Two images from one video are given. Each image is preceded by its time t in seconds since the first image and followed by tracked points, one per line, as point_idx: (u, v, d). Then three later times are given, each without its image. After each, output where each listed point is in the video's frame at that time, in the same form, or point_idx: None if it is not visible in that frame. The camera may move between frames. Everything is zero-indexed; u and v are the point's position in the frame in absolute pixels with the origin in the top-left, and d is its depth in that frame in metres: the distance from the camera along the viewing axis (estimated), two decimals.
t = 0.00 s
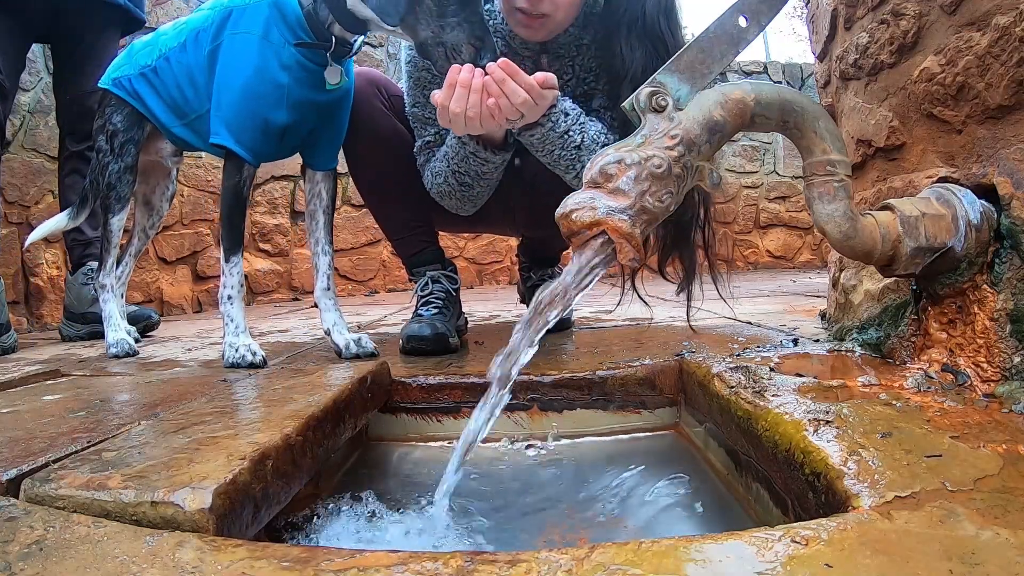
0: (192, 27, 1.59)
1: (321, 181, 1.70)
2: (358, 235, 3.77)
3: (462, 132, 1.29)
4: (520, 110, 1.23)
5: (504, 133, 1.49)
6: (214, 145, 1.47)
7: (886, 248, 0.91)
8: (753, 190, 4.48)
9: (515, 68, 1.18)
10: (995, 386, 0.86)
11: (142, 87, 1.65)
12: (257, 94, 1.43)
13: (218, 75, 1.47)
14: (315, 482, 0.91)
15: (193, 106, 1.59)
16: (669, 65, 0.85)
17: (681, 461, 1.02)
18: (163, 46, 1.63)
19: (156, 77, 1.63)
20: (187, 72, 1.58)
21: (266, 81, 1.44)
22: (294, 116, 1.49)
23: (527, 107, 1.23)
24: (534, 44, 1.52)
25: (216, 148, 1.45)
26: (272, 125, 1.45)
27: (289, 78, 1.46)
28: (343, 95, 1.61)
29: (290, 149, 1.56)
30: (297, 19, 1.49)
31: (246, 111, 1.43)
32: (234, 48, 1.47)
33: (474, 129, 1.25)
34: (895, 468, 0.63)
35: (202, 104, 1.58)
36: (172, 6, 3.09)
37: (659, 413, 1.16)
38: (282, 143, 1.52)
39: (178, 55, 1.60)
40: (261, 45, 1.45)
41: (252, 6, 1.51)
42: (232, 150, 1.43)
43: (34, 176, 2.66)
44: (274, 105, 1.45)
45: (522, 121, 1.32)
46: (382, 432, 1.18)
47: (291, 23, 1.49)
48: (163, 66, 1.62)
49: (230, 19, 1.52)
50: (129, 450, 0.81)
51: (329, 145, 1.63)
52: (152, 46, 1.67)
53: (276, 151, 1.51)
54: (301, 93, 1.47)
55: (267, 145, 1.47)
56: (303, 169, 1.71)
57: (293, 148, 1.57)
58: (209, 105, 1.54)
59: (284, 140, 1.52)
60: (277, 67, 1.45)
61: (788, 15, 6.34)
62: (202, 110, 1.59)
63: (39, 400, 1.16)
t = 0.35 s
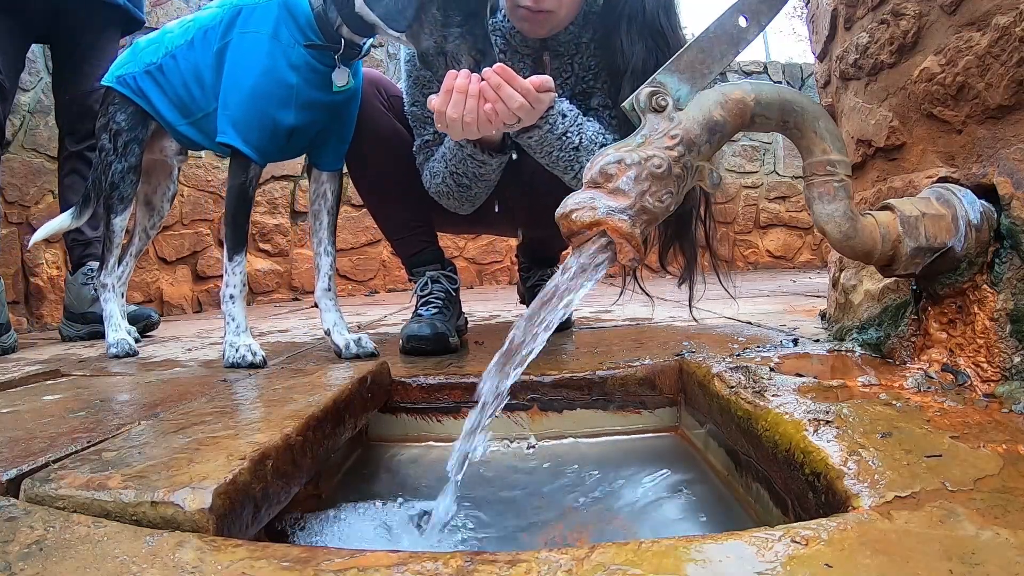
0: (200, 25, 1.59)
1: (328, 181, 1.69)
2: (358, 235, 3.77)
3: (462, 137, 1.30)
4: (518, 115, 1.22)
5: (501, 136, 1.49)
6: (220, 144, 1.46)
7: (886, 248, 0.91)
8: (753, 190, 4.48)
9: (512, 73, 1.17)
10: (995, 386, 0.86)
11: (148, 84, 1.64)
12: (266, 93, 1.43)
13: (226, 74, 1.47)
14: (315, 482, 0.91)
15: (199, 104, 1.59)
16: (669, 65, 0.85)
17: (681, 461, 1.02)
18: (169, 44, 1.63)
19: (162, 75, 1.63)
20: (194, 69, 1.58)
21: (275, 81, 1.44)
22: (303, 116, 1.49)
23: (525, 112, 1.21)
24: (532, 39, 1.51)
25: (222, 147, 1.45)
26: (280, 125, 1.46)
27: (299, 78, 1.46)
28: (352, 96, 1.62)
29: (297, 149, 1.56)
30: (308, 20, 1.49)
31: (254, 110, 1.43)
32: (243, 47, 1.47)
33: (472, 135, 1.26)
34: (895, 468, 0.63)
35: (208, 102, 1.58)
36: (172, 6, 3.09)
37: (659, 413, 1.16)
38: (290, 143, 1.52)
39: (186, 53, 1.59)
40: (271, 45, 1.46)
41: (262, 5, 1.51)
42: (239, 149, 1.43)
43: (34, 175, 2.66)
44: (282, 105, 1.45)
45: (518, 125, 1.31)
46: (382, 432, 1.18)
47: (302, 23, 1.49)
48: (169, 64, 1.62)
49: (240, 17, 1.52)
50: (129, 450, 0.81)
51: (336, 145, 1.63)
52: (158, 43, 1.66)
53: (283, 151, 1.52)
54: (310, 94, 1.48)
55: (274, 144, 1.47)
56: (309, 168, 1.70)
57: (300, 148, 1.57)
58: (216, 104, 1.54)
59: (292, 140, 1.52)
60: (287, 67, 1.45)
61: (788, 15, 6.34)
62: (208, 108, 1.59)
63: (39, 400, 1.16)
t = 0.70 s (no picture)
0: (201, 24, 1.59)
1: (328, 181, 1.69)
2: (358, 235, 3.78)
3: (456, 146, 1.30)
4: (511, 122, 1.22)
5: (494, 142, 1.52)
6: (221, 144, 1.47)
7: (886, 248, 0.91)
8: (753, 190, 4.48)
9: (503, 81, 1.17)
10: (995, 386, 0.86)
11: (149, 84, 1.65)
12: (267, 94, 1.43)
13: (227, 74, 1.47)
14: (315, 482, 0.91)
15: (200, 104, 1.59)
16: (669, 65, 0.85)
17: (681, 461, 1.02)
18: (170, 43, 1.63)
19: (163, 74, 1.63)
20: (194, 68, 1.58)
21: (276, 82, 1.44)
22: (304, 116, 1.49)
23: (518, 118, 1.22)
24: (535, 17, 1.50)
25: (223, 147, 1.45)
26: (281, 126, 1.46)
27: (300, 80, 1.46)
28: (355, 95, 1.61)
29: (299, 149, 1.56)
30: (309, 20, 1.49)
31: (255, 111, 1.43)
32: (244, 48, 1.47)
33: (464, 142, 1.26)
34: (895, 468, 0.63)
35: (209, 102, 1.58)
36: (172, 6, 3.09)
37: (659, 413, 1.16)
38: (291, 143, 1.52)
39: (186, 52, 1.59)
40: (271, 46, 1.45)
41: (263, 5, 1.51)
42: (240, 150, 1.44)
43: (34, 175, 2.66)
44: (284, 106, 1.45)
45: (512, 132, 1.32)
46: (382, 432, 1.18)
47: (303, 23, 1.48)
48: (170, 64, 1.62)
49: (241, 17, 1.52)
50: (129, 449, 0.81)
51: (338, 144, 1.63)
52: (158, 43, 1.66)
53: (284, 151, 1.52)
54: (311, 95, 1.48)
55: (275, 144, 1.48)
56: (309, 168, 1.70)
57: (302, 148, 1.57)
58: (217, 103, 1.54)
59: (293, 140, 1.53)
60: (288, 69, 1.45)
61: (788, 16, 6.34)
62: (210, 108, 1.59)
63: (39, 400, 1.16)
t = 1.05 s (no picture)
0: (196, 24, 1.59)
1: (325, 181, 1.71)
2: (358, 235, 3.77)
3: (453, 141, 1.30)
4: (508, 116, 1.23)
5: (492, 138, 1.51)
6: (217, 145, 1.47)
7: (886, 248, 0.91)
8: (753, 190, 4.48)
9: (501, 75, 1.17)
10: (996, 386, 0.86)
11: (145, 84, 1.65)
12: (261, 94, 1.43)
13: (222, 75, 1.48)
14: (315, 482, 0.91)
15: (195, 104, 1.59)
16: (669, 66, 0.85)
17: (681, 461, 1.02)
18: (166, 44, 1.63)
19: (159, 74, 1.64)
20: (190, 69, 1.58)
21: (270, 83, 1.44)
22: (299, 116, 1.49)
23: (516, 113, 1.23)
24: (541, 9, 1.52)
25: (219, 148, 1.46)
26: (275, 126, 1.46)
27: (294, 81, 1.46)
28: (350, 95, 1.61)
29: (294, 150, 1.56)
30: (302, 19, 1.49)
31: (249, 111, 1.43)
32: (238, 48, 1.47)
33: (462, 137, 1.26)
34: (895, 468, 0.63)
35: (205, 102, 1.58)
36: (172, 6, 3.09)
37: (659, 413, 1.16)
38: (287, 143, 1.52)
39: (182, 52, 1.59)
40: (264, 46, 1.45)
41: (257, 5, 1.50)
42: (236, 150, 1.44)
43: (34, 176, 2.66)
44: (278, 107, 1.45)
45: (512, 127, 1.32)
46: (382, 432, 1.18)
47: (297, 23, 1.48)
48: (166, 64, 1.62)
49: (235, 17, 1.51)
50: (129, 450, 0.81)
51: (334, 144, 1.63)
52: (155, 43, 1.67)
53: (280, 151, 1.52)
54: (305, 96, 1.48)
55: (270, 145, 1.48)
56: (307, 168, 1.72)
57: (298, 148, 1.57)
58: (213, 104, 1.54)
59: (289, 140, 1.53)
60: (282, 69, 1.45)
61: (788, 15, 6.35)
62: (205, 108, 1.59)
63: (39, 400, 1.16)
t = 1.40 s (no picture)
0: (196, 25, 1.59)
1: (325, 181, 1.71)
2: (358, 235, 3.77)
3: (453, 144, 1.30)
4: (509, 120, 1.23)
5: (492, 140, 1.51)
6: (217, 145, 1.47)
7: (886, 248, 0.91)
8: (753, 190, 4.48)
9: (501, 78, 1.18)
10: (996, 386, 0.86)
11: (145, 84, 1.65)
12: (261, 95, 1.43)
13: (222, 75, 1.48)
14: (314, 482, 0.91)
15: (195, 104, 1.59)
16: (669, 65, 0.85)
17: (681, 461, 1.02)
18: (166, 44, 1.63)
19: (158, 74, 1.64)
20: (190, 69, 1.58)
21: (270, 84, 1.44)
22: (298, 117, 1.49)
23: (516, 117, 1.23)
24: (543, 13, 1.51)
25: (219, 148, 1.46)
26: (275, 127, 1.46)
27: (294, 81, 1.46)
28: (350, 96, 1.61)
29: (294, 150, 1.56)
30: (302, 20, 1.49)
31: (249, 112, 1.43)
32: (239, 48, 1.47)
33: (462, 140, 1.26)
34: (895, 468, 0.63)
35: (204, 103, 1.58)
36: (172, 6, 3.09)
37: (659, 413, 1.16)
38: (286, 143, 1.52)
39: (181, 53, 1.59)
40: (265, 46, 1.45)
41: (257, 5, 1.50)
42: (236, 150, 1.44)
43: (34, 176, 2.66)
44: (278, 107, 1.45)
45: (512, 128, 1.32)
46: (382, 432, 1.18)
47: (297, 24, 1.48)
48: (166, 64, 1.62)
49: (235, 18, 1.51)
50: (129, 450, 0.81)
51: (334, 144, 1.63)
52: (155, 43, 1.67)
53: (280, 152, 1.52)
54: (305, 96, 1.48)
55: (270, 145, 1.48)
56: (307, 169, 1.72)
57: (297, 149, 1.57)
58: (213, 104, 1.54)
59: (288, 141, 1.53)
60: (282, 70, 1.45)
61: (788, 15, 6.35)
62: (205, 108, 1.59)
63: (39, 400, 1.16)
